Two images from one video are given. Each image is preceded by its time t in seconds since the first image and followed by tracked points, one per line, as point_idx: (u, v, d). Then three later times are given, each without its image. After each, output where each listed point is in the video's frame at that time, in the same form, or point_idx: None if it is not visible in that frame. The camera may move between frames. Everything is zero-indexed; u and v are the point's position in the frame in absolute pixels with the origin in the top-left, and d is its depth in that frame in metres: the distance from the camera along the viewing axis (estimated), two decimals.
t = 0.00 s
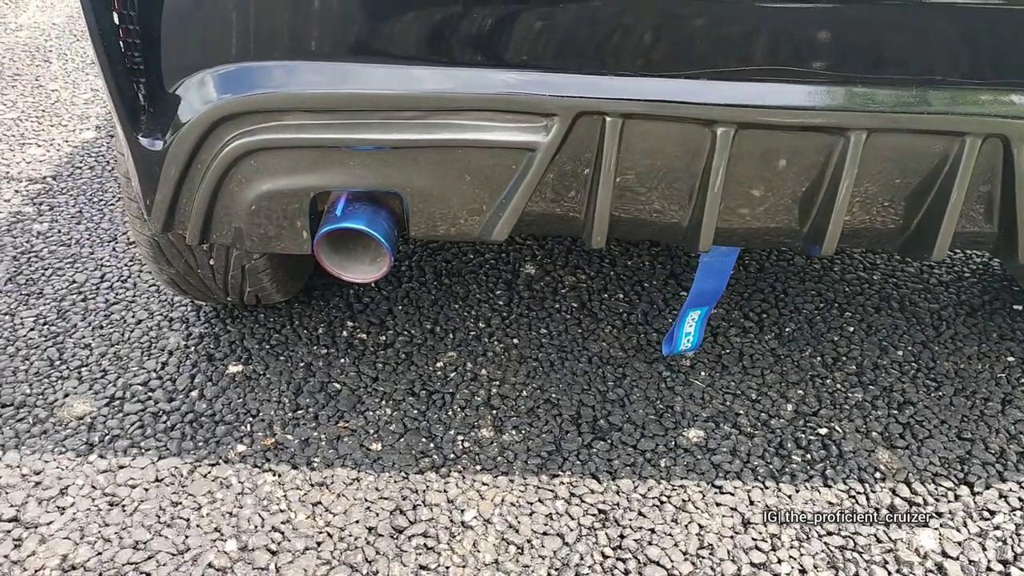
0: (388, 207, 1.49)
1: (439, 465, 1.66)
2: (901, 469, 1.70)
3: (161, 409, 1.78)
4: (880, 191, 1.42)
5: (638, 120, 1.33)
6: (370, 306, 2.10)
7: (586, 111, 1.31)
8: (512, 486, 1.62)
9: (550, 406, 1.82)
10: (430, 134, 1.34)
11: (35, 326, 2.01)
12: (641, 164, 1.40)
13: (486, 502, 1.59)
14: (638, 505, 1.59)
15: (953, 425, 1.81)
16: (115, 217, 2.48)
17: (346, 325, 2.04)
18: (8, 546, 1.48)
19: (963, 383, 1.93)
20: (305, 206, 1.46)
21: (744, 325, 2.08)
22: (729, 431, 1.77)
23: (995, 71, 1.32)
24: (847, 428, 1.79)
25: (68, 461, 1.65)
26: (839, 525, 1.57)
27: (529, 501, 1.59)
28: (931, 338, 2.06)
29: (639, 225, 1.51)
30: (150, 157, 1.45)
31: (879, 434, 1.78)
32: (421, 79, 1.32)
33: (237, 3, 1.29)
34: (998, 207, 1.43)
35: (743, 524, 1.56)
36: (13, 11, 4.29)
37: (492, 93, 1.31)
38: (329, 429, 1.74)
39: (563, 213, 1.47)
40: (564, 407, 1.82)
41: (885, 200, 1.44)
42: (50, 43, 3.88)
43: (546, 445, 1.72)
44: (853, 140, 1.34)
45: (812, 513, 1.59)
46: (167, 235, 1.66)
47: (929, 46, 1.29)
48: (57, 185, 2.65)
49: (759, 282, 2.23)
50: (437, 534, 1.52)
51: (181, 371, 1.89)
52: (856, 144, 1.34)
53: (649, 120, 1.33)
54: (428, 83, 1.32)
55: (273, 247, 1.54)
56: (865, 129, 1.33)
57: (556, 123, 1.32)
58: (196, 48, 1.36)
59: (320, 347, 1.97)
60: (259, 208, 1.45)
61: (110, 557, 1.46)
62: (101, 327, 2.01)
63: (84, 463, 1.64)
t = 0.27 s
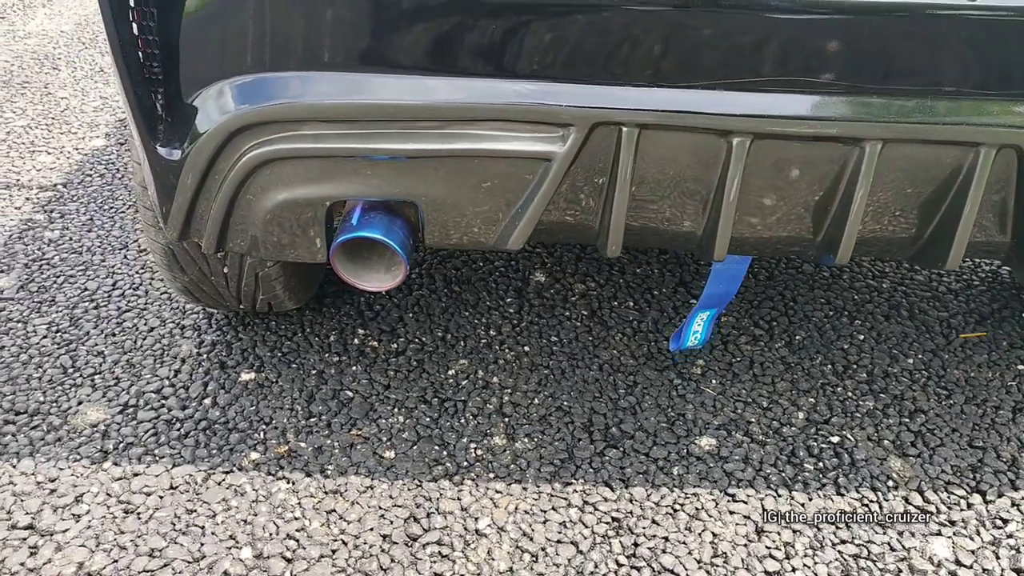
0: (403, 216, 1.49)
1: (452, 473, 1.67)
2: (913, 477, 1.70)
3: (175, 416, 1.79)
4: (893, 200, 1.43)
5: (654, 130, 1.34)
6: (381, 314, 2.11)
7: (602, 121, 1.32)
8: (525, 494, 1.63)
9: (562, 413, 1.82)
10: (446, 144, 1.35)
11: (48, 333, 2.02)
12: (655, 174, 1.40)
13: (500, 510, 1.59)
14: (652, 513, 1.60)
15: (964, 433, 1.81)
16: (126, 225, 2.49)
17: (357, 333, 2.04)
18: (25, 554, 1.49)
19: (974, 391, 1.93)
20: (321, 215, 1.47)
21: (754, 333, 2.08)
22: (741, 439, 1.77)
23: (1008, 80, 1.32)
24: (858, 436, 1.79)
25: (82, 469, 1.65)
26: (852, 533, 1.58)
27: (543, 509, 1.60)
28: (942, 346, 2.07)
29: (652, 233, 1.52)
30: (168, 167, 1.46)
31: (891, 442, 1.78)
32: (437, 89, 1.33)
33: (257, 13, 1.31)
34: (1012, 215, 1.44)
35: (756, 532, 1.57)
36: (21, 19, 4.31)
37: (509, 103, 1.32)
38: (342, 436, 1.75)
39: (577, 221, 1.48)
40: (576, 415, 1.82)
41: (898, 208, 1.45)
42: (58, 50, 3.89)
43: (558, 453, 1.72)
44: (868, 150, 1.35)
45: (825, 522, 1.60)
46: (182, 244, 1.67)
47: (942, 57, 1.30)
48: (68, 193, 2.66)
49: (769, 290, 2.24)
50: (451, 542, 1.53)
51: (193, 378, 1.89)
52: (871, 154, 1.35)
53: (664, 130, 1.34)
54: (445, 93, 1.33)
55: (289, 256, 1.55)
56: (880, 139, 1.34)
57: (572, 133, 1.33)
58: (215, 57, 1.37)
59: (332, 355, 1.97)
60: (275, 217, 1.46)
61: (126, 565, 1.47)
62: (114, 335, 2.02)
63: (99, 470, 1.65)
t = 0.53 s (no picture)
0: (417, 224, 1.50)
1: (465, 482, 1.67)
2: (925, 486, 1.70)
3: (187, 424, 1.79)
4: (907, 210, 1.44)
5: (669, 140, 1.34)
6: (391, 322, 2.11)
7: (617, 131, 1.33)
8: (538, 502, 1.63)
9: (574, 422, 1.83)
10: (462, 154, 1.36)
11: (60, 341, 2.02)
12: (670, 183, 1.41)
13: (513, 519, 1.59)
14: (665, 521, 1.60)
15: (976, 442, 1.81)
16: (136, 233, 2.49)
17: (368, 341, 2.05)
18: (40, 562, 1.49)
19: (984, 400, 1.93)
20: (336, 224, 1.47)
21: (764, 341, 2.08)
22: (753, 448, 1.77)
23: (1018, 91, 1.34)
24: (870, 444, 1.79)
25: (96, 477, 1.66)
26: (866, 543, 1.58)
27: (556, 517, 1.60)
28: (951, 354, 2.07)
29: (665, 242, 1.53)
30: (185, 177, 1.46)
31: (903, 450, 1.78)
32: (453, 99, 1.34)
33: (274, 24, 1.32)
34: None
35: (769, 541, 1.57)
36: (28, 27, 4.33)
37: (524, 113, 1.33)
38: (354, 445, 1.75)
39: (591, 230, 1.49)
40: (587, 423, 1.83)
41: (912, 218, 1.46)
42: (66, 59, 3.91)
43: (571, 461, 1.72)
44: (882, 160, 1.36)
45: (838, 531, 1.60)
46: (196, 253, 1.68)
47: (954, 67, 1.32)
48: (77, 201, 2.67)
49: (778, 298, 2.24)
50: (465, 551, 1.53)
51: (205, 387, 1.90)
52: (885, 164, 1.36)
53: (679, 139, 1.35)
54: (460, 103, 1.34)
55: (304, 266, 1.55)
56: (894, 148, 1.34)
57: (587, 143, 1.34)
58: (231, 68, 1.38)
59: (342, 363, 1.98)
60: (290, 227, 1.47)
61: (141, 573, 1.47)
62: (125, 343, 2.03)
63: (112, 478, 1.65)
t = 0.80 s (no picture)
0: (431, 230, 1.50)
1: (477, 488, 1.67)
2: (938, 493, 1.70)
3: (199, 430, 1.79)
4: (921, 216, 1.45)
5: (685, 147, 1.35)
6: (402, 328, 2.12)
7: (633, 138, 1.34)
8: (551, 509, 1.63)
9: (586, 428, 1.83)
10: (478, 161, 1.36)
11: (72, 347, 2.03)
12: (685, 190, 1.41)
13: (526, 525, 1.59)
14: (678, 528, 1.60)
15: (988, 449, 1.81)
16: (146, 239, 2.50)
17: (379, 347, 2.05)
18: (54, 568, 1.49)
19: (995, 406, 1.93)
20: (352, 230, 1.48)
21: (774, 348, 2.09)
22: (765, 454, 1.77)
23: None
24: (882, 451, 1.79)
25: (110, 483, 1.66)
26: (879, 549, 1.58)
27: (569, 524, 1.60)
28: (962, 360, 2.07)
29: (679, 248, 1.53)
30: (202, 184, 1.47)
31: (915, 457, 1.78)
32: (470, 106, 1.34)
33: (291, 32, 1.33)
34: None
35: (783, 548, 1.57)
36: (36, 34, 4.34)
37: (541, 120, 1.33)
38: (367, 451, 1.75)
39: (606, 236, 1.49)
40: (599, 429, 1.83)
41: (926, 224, 1.46)
42: (74, 65, 3.92)
43: (583, 467, 1.73)
44: (897, 166, 1.36)
45: (851, 538, 1.60)
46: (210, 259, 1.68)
47: (968, 74, 1.32)
48: (87, 207, 2.67)
49: (787, 304, 2.24)
50: (478, 557, 1.53)
51: (217, 392, 1.90)
52: (900, 171, 1.37)
53: (694, 147, 1.35)
54: (476, 110, 1.34)
55: (319, 271, 1.56)
56: (909, 155, 1.35)
57: (602, 150, 1.35)
58: (248, 76, 1.39)
59: (354, 369, 1.98)
60: (305, 233, 1.47)
61: None
62: (137, 349, 2.03)
63: (126, 484, 1.66)
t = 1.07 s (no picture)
0: (448, 234, 1.51)
1: (492, 490, 1.67)
2: (952, 495, 1.70)
3: (214, 432, 1.80)
4: (937, 219, 1.45)
5: (702, 150, 1.35)
6: (414, 330, 2.12)
7: (651, 142, 1.34)
8: (566, 511, 1.63)
9: (599, 431, 1.83)
10: (496, 164, 1.37)
11: (85, 349, 2.03)
12: (701, 193, 1.42)
13: (541, 527, 1.59)
14: (693, 530, 1.60)
15: (1001, 451, 1.81)
16: (157, 242, 2.51)
17: (391, 349, 2.05)
18: (71, 570, 1.50)
19: (1008, 409, 1.93)
20: (369, 233, 1.48)
21: (786, 351, 2.09)
22: (779, 457, 1.77)
23: None
24: (895, 454, 1.79)
25: (125, 485, 1.66)
26: (894, 552, 1.58)
27: (584, 526, 1.60)
28: (974, 363, 2.07)
29: (695, 250, 1.54)
30: (220, 187, 1.48)
31: (928, 460, 1.78)
32: (488, 110, 1.34)
33: (310, 35, 1.33)
34: None
35: (798, 550, 1.57)
36: (44, 37, 4.36)
37: (559, 123, 1.33)
38: (381, 453, 1.76)
39: (622, 239, 1.49)
40: (613, 432, 1.83)
41: (942, 227, 1.46)
42: (83, 68, 3.93)
43: (597, 470, 1.73)
44: (914, 170, 1.36)
45: (866, 540, 1.60)
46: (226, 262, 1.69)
47: (985, 77, 1.32)
48: (99, 210, 2.68)
49: (799, 307, 2.24)
50: (494, 559, 1.53)
51: (231, 395, 1.91)
52: (918, 174, 1.37)
53: (711, 150, 1.36)
54: (494, 114, 1.34)
55: (335, 274, 1.56)
56: (926, 159, 1.35)
57: (620, 154, 1.35)
58: (266, 79, 1.40)
59: (367, 372, 1.98)
60: (322, 236, 1.48)
61: None
62: (150, 351, 2.04)
63: (141, 486, 1.66)
